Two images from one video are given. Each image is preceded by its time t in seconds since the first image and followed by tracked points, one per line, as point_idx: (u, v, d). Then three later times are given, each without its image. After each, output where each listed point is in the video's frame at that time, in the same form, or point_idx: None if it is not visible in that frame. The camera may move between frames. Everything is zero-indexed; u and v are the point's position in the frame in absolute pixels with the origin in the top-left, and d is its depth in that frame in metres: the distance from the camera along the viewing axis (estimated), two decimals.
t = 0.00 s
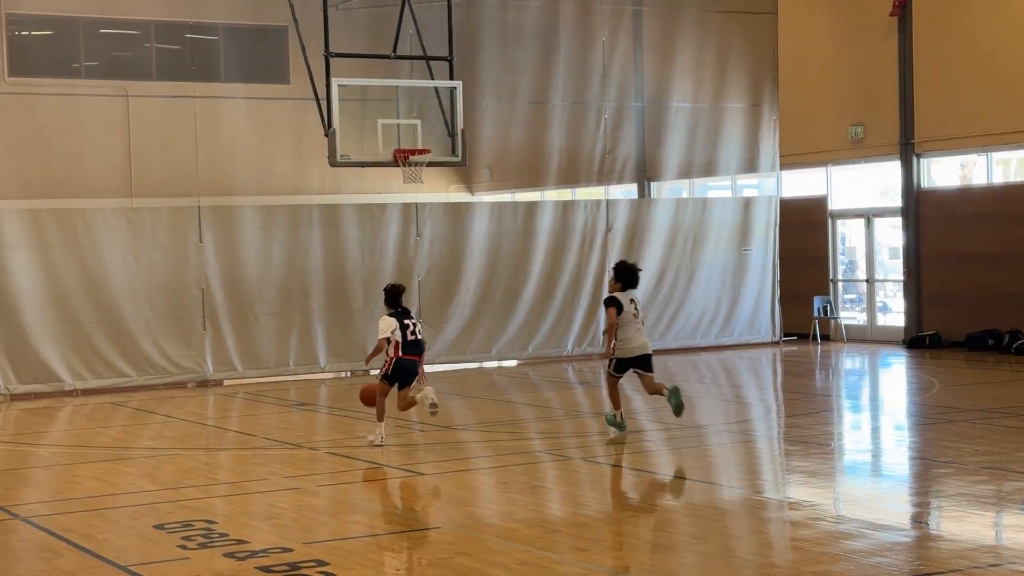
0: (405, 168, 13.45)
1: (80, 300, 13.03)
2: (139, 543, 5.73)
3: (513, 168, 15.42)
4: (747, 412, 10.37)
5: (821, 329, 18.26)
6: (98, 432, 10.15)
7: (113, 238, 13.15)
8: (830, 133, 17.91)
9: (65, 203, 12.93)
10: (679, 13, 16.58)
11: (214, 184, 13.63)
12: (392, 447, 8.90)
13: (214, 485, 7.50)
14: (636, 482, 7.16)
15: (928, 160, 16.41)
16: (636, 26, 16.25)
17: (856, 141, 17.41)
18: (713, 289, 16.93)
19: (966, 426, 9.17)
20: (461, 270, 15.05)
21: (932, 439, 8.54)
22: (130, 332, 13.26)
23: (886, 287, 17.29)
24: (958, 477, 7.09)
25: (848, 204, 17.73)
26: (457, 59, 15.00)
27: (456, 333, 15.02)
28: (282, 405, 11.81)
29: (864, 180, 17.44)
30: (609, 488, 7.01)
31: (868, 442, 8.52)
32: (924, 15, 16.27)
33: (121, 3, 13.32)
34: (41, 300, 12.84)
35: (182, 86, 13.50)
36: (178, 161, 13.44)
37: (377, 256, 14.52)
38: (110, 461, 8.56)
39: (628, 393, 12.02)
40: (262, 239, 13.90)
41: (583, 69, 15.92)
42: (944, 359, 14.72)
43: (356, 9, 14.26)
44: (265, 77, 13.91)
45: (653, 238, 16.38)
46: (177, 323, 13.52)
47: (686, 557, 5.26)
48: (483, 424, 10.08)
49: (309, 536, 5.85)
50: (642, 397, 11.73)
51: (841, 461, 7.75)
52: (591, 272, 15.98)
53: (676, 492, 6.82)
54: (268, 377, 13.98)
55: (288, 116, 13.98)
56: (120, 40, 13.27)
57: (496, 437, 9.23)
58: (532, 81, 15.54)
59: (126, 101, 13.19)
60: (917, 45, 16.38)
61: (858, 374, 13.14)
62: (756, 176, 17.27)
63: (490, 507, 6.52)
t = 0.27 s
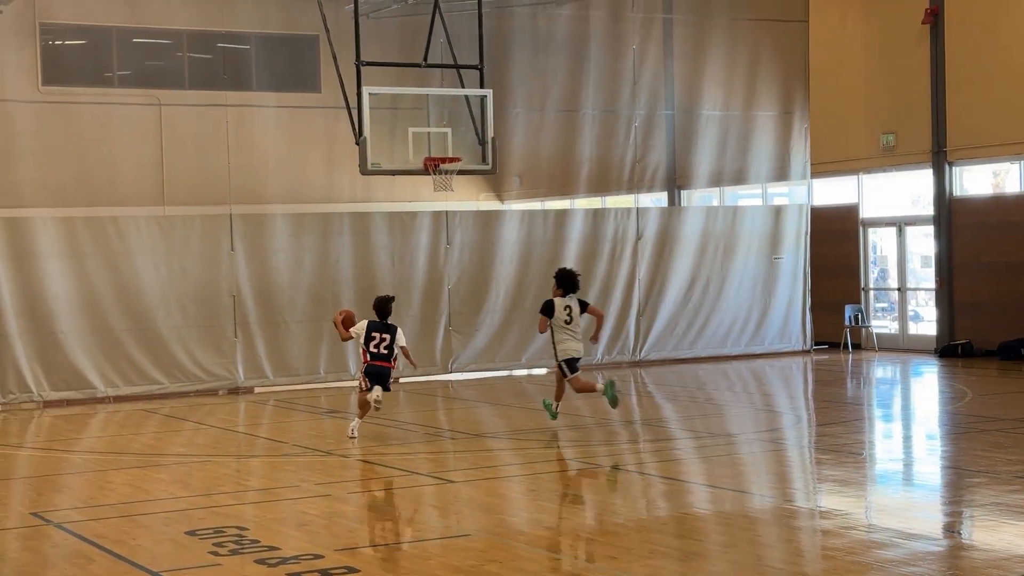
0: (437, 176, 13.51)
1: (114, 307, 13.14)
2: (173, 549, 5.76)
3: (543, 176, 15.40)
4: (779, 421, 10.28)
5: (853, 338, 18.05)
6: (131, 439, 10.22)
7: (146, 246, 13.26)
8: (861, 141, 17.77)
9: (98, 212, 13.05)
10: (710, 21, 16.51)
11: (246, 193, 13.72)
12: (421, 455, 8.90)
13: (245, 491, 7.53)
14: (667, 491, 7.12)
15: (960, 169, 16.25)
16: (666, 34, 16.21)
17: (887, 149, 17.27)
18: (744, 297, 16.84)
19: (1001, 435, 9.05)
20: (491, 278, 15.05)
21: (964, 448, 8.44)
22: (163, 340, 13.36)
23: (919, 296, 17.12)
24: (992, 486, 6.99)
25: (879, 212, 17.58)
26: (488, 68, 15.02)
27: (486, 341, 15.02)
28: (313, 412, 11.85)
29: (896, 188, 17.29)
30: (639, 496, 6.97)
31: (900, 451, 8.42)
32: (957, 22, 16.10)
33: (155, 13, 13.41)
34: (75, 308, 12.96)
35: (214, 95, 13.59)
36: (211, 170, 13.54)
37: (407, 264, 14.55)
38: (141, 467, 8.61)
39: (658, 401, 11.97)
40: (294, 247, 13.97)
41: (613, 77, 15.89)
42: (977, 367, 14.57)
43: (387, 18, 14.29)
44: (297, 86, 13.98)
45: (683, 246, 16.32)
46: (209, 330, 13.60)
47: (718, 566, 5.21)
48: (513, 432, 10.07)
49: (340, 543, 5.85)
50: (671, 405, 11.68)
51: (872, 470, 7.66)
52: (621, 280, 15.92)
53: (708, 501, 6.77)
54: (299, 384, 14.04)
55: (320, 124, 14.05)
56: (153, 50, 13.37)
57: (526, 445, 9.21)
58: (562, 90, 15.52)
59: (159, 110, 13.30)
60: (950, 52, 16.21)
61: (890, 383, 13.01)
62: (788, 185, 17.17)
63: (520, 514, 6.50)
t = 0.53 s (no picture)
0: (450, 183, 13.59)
1: (129, 315, 13.18)
2: (187, 556, 5.76)
3: (558, 185, 15.40)
4: (793, 429, 10.24)
5: (868, 347, 17.98)
6: (145, 446, 10.25)
7: (161, 254, 13.30)
8: (877, 149, 17.70)
9: (114, 219, 13.10)
10: (725, 29, 16.48)
11: (260, 201, 13.76)
12: (434, 463, 8.89)
13: (259, 499, 7.53)
14: (680, 499, 7.09)
15: (975, 178, 16.16)
16: (681, 42, 16.19)
17: (902, 158, 17.19)
18: (759, 306, 16.78)
19: (1017, 445, 8.98)
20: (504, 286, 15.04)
21: (980, 458, 8.38)
22: (177, 347, 13.38)
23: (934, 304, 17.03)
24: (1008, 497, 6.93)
25: (895, 221, 17.50)
26: (502, 76, 15.03)
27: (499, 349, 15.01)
28: (327, 420, 11.85)
29: (911, 197, 17.21)
30: (652, 505, 6.94)
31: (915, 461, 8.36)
32: (972, 31, 16.03)
33: (171, 21, 13.45)
34: (90, 315, 13.01)
35: (229, 103, 13.64)
36: (226, 178, 13.58)
37: (421, 272, 14.56)
38: (156, 474, 8.62)
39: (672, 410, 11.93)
40: (308, 255, 13.99)
41: (628, 85, 15.88)
42: (993, 377, 14.47)
43: (401, 26, 14.32)
44: (312, 94, 14.02)
45: (697, 255, 16.28)
46: (224, 338, 13.62)
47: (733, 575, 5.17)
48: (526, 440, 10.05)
49: (352, 550, 5.84)
50: (685, 414, 11.64)
51: (887, 479, 7.60)
52: (635, 288, 15.89)
53: (722, 510, 6.73)
54: (313, 392, 14.05)
55: (334, 133, 14.08)
56: (168, 58, 13.42)
57: (540, 453, 9.19)
58: (576, 98, 15.52)
59: (175, 118, 13.35)
60: (966, 61, 16.14)
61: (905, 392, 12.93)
62: (802, 193, 17.13)
63: (533, 522, 6.48)
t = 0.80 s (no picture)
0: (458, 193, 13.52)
1: (137, 325, 13.20)
2: (195, 567, 5.75)
3: (566, 196, 15.40)
4: (800, 441, 10.20)
5: (875, 358, 17.96)
6: (153, 456, 10.26)
7: (169, 265, 13.33)
8: (884, 160, 17.68)
9: (122, 230, 13.14)
10: (733, 40, 16.48)
11: (268, 212, 13.79)
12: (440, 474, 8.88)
13: (266, 509, 7.53)
14: (688, 510, 7.06)
15: (983, 189, 16.13)
16: (688, 53, 16.20)
17: (910, 169, 17.17)
18: (766, 317, 16.75)
19: None
20: (511, 297, 15.04)
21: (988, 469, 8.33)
22: (184, 358, 13.40)
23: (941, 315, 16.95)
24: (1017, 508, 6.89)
25: (902, 231, 17.47)
26: (510, 87, 15.06)
27: (506, 360, 15.00)
28: (334, 430, 11.84)
29: (919, 208, 17.17)
30: (660, 516, 6.92)
31: (923, 472, 8.32)
32: (980, 42, 16.01)
33: (180, 32, 13.49)
34: (98, 326, 13.04)
35: (237, 114, 13.67)
36: (234, 188, 13.61)
37: (428, 283, 14.56)
38: (163, 484, 8.63)
39: (680, 421, 11.90)
40: (316, 265, 14.01)
41: (635, 96, 15.89)
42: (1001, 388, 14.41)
43: (410, 37, 14.36)
44: (320, 105, 14.06)
45: (704, 265, 16.26)
46: (231, 348, 13.63)
47: None
48: (533, 450, 10.04)
49: (359, 561, 5.83)
50: (692, 425, 11.62)
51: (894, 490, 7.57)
52: (642, 299, 15.88)
53: (730, 521, 6.71)
54: (321, 403, 14.06)
55: (343, 143, 14.11)
56: (177, 69, 13.46)
57: (547, 464, 9.17)
58: (584, 109, 15.53)
59: (183, 129, 13.38)
60: (974, 72, 16.13)
61: (913, 403, 12.88)
62: (810, 204, 17.11)
63: (540, 533, 6.47)
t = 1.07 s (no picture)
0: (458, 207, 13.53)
1: (138, 336, 13.20)
2: None
3: (567, 207, 15.41)
4: (802, 452, 10.18)
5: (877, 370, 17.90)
6: (154, 468, 10.23)
7: (170, 276, 13.34)
8: (885, 172, 17.69)
9: (123, 241, 13.15)
10: (734, 52, 16.51)
11: (270, 223, 13.81)
12: (442, 485, 8.86)
13: (267, 521, 7.51)
14: (689, 522, 7.04)
15: (984, 201, 16.13)
16: (690, 65, 16.23)
17: (911, 181, 17.17)
18: (768, 328, 16.73)
19: None
20: (512, 308, 15.04)
21: (990, 482, 8.30)
22: (186, 369, 13.39)
23: (943, 327, 16.99)
24: (1018, 521, 6.87)
25: (904, 243, 17.47)
26: (511, 99, 15.08)
27: (508, 371, 14.98)
28: (335, 442, 11.83)
29: (921, 220, 17.18)
30: (661, 528, 6.90)
31: (925, 484, 8.30)
32: (981, 55, 16.04)
33: (182, 44, 13.52)
34: (100, 337, 13.04)
35: (238, 125, 13.70)
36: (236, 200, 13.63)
37: (429, 294, 14.55)
38: (164, 496, 8.61)
39: (681, 433, 11.88)
40: (317, 276, 14.01)
41: (636, 108, 15.91)
42: (1003, 400, 14.38)
43: (412, 49, 14.40)
44: (322, 117, 14.08)
45: (705, 277, 16.25)
46: (233, 360, 13.63)
47: None
48: (534, 462, 10.02)
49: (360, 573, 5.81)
50: (694, 436, 11.60)
51: (896, 503, 7.54)
52: (643, 311, 15.87)
53: (732, 533, 6.68)
54: (321, 415, 14.04)
55: (344, 155, 14.13)
56: (179, 81, 13.49)
57: (548, 476, 9.16)
58: (585, 121, 15.55)
59: (185, 141, 13.41)
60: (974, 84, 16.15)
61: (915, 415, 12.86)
62: (811, 216, 17.11)
63: (541, 545, 6.45)
